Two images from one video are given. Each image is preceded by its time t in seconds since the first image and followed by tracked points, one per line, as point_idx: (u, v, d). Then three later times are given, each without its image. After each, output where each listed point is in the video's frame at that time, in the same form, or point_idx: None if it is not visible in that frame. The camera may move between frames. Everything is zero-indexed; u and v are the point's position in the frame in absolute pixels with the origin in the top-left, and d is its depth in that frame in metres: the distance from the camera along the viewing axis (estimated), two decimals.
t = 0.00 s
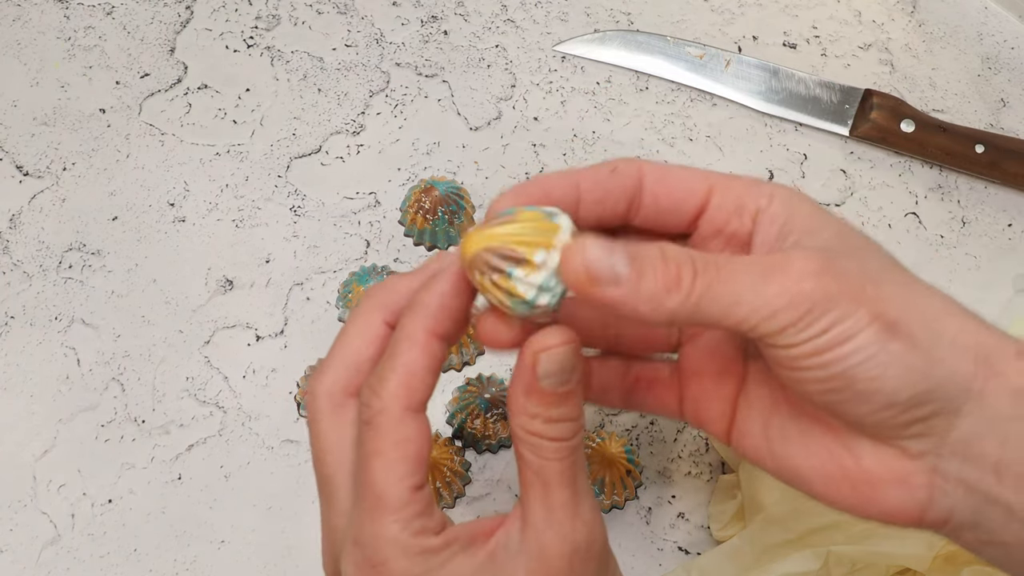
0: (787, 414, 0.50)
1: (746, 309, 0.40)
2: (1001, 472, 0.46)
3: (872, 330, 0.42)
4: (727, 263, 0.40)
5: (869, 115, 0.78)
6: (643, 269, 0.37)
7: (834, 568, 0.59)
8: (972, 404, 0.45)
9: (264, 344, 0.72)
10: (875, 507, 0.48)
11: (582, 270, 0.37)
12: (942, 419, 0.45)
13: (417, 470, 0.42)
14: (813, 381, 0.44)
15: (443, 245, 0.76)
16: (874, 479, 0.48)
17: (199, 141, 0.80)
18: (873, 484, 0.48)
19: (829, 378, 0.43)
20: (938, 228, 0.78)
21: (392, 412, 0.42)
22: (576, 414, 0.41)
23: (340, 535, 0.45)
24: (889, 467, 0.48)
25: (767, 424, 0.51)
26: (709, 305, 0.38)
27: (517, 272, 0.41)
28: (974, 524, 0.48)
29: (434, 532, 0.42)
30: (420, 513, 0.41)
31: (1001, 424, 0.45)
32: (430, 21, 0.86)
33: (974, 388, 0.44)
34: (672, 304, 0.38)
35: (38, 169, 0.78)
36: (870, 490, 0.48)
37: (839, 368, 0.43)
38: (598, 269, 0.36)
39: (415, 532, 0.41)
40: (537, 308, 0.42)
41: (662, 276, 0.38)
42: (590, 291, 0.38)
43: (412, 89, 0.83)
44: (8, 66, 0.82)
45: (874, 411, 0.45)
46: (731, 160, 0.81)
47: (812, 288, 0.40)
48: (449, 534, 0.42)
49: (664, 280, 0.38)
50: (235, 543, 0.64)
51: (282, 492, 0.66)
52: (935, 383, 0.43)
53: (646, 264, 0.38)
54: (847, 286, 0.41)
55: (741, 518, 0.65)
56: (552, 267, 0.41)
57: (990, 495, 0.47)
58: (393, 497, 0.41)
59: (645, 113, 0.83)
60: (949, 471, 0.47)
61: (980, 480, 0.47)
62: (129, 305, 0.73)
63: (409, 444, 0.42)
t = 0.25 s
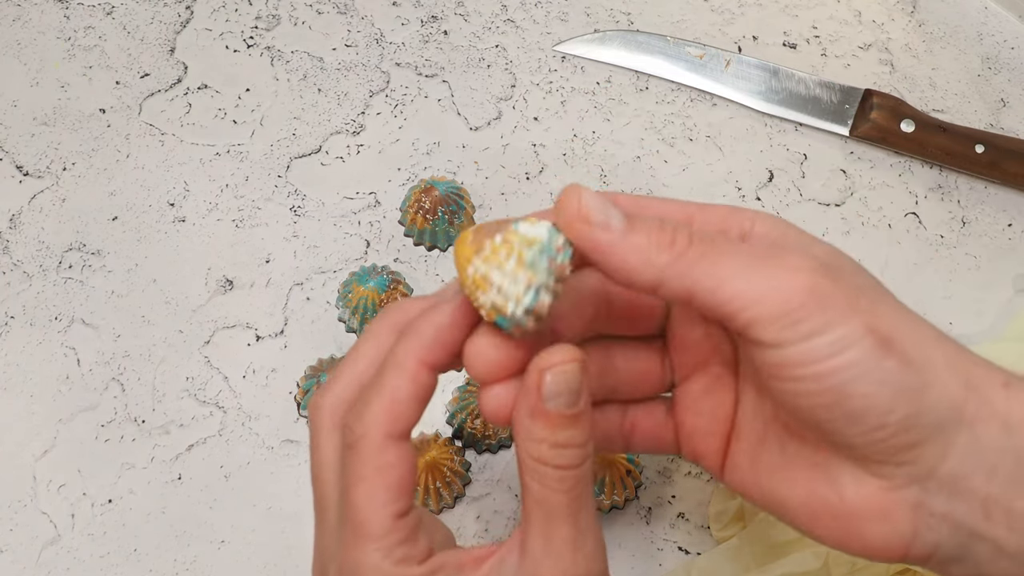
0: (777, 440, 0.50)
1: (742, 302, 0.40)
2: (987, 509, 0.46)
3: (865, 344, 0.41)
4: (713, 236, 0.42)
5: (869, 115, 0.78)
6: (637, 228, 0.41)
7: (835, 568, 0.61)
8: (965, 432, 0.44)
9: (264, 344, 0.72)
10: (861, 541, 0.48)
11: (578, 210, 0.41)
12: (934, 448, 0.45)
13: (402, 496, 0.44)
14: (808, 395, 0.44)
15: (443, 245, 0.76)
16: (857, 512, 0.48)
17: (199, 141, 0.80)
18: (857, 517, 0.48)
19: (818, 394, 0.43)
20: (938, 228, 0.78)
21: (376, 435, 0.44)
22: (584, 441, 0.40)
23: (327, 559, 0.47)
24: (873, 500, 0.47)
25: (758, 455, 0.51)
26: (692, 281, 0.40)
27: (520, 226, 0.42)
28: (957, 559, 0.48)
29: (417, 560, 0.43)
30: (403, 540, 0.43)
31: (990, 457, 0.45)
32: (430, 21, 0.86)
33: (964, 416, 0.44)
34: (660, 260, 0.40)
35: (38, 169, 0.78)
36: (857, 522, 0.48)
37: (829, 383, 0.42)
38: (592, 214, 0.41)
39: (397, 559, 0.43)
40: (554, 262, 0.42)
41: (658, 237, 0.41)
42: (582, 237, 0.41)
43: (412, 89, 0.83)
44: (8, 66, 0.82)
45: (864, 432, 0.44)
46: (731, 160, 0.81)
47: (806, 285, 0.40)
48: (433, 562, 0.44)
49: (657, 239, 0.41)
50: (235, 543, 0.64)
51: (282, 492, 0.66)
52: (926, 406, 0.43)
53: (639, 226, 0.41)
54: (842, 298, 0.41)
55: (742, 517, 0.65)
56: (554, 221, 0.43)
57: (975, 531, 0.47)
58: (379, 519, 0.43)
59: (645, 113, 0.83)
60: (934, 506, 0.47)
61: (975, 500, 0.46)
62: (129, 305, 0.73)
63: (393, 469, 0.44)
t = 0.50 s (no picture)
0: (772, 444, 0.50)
1: (745, 286, 0.42)
2: (986, 505, 0.47)
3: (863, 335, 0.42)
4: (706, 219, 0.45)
5: (869, 115, 0.78)
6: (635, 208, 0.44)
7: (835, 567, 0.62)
8: (961, 427, 0.46)
9: (264, 344, 0.72)
10: (858, 544, 0.48)
11: (577, 188, 0.45)
12: (931, 442, 0.46)
13: (402, 519, 0.44)
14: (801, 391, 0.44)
15: (443, 245, 0.76)
16: (856, 516, 0.47)
17: (199, 141, 0.80)
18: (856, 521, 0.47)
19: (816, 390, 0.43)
20: (938, 228, 0.78)
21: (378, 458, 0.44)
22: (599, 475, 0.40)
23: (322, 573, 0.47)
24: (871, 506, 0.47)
25: (750, 463, 0.51)
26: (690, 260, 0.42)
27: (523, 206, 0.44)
28: (957, 560, 0.49)
29: None
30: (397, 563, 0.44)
31: (987, 450, 0.47)
32: (430, 21, 0.86)
33: (961, 407, 0.46)
34: (656, 236, 0.44)
35: (38, 169, 0.78)
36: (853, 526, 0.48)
37: (827, 376, 0.43)
38: (589, 190, 0.44)
39: None
40: (564, 227, 0.42)
41: (658, 217, 0.44)
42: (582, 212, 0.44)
43: (412, 89, 0.83)
44: (9, 66, 0.82)
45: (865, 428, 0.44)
46: (731, 160, 0.81)
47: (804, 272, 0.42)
48: None
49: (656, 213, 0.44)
50: (235, 543, 0.64)
51: (282, 492, 0.66)
52: (926, 395, 0.44)
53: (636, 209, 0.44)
54: (840, 289, 0.43)
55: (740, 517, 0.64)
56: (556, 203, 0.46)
57: (976, 528, 0.48)
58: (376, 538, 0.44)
59: (645, 113, 0.83)
60: (933, 506, 0.47)
61: (975, 496, 0.47)
62: (129, 305, 0.73)
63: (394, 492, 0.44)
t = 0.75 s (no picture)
0: (787, 436, 0.50)
1: (771, 265, 0.43)
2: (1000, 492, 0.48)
3: (884, 312, 0.44)
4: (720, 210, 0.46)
5: (869, 115, 0.78)
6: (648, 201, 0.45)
7: (835, 568, 0.61)
8: (975, 412, 0.48)
9: (264, 344, 0.72)
10: (872, 539, 0.48)
11: (591, 189, 0.45)
12: (944, 426, 0.48)
13: None
14: (819, 369, 0.46)
15: (443, 245, 0.76)
16: (872, 504, 0.48)
17: (199, 141, 0.80)
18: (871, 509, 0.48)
19: (838, 365, 0.45)
20: (938, 228, 0.78)
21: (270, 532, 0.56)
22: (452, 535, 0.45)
23: None
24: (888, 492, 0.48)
25: (760, 458, 0.50)
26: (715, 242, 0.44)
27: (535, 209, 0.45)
28: (972, 549, 0.49)
29: None
30: None
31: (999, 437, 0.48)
32: (430, 21, 0.86)
33: (976, 394, 0.48)
34: (674, 224, 0.44)
35: (38, 169, 0.78)
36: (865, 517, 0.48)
37: (848, 349, 0.45)
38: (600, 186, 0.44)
39: None
40: (576, 240, 0.43)
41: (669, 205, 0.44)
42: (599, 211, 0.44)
43: (412, 89, 0.83)
44: (8, 66, 0.82)
45: (885, 407, 0.46)
46: (731, 160, 0.81)
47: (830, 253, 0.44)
48: None
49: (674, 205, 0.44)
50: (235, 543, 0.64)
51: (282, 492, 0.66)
52: (945, 377, 0.46)
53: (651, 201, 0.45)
54: (860, 266, 0.45)
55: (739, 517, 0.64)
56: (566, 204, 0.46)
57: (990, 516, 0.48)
58: None
59: (646, 113, 0.83)
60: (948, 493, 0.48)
61: (988, 483, 0.48)
62: (129, 305, 0.73)
63: None
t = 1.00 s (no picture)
0: (789, 441, 0.51)
1: (778, 303, 0.40)
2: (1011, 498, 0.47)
3: (893, 330, 0.42)
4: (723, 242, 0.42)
5: (869, 115, 0.78)
6: (654, 262, 0.38)
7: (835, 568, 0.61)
8: (983, 421, 0.47)
9: (264, 344, 0.72)
10: (881, 544, 0.48)
11: (592, 264, 0.38)
12: (954, 436, 0.46)
13: None
14: (824, 389, 0.45)
15: (443, 245, 0.76)
16: (880, 512, 0.48)
17: (199, 141, 0.80)
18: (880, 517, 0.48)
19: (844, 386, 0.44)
20: (938, 228, 0.78)
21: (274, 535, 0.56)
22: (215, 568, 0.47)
23: None
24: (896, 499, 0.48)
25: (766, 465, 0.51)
26: (728, 291, 0.39)
27: (532, 279, 0.41)
28: (984, 556, 0.48)
29: None
30: None
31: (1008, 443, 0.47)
32: (430, 21, 0.86)
33: (982, 401, 0.46)
34: (685, 293, 0.38)
35: (38, 169, 0.78)
36: (873, 521, 0.48)
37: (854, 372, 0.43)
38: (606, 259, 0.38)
39: None
40: (548, 325, 0.42)
41: (675, 267, 0.38)
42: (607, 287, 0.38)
43: (412, 89, 0.83)
44: (8, 66, 0.82)
45: (890, 421, 0.45)
46: (731, 160, 0.81)
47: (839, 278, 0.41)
48: None
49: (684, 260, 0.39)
50: (235, 543, 0.64)
51: (282, 492, 0.66)
52: (954, 391, 0.45)
53: (656, 256, 0.39)
54: (868, 287, 0.42)
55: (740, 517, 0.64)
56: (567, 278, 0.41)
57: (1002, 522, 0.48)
58: None
59: (646, 113, 0.83)
60: (957, 498, 0.48)
61: (999, 489, 0.47)
62: (129, 305, 0.73)
63: None
